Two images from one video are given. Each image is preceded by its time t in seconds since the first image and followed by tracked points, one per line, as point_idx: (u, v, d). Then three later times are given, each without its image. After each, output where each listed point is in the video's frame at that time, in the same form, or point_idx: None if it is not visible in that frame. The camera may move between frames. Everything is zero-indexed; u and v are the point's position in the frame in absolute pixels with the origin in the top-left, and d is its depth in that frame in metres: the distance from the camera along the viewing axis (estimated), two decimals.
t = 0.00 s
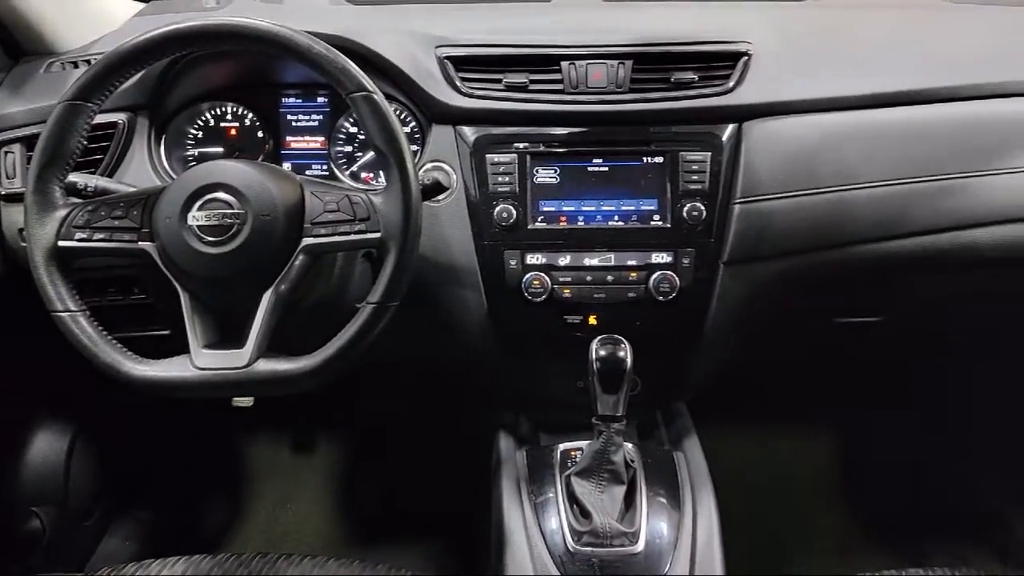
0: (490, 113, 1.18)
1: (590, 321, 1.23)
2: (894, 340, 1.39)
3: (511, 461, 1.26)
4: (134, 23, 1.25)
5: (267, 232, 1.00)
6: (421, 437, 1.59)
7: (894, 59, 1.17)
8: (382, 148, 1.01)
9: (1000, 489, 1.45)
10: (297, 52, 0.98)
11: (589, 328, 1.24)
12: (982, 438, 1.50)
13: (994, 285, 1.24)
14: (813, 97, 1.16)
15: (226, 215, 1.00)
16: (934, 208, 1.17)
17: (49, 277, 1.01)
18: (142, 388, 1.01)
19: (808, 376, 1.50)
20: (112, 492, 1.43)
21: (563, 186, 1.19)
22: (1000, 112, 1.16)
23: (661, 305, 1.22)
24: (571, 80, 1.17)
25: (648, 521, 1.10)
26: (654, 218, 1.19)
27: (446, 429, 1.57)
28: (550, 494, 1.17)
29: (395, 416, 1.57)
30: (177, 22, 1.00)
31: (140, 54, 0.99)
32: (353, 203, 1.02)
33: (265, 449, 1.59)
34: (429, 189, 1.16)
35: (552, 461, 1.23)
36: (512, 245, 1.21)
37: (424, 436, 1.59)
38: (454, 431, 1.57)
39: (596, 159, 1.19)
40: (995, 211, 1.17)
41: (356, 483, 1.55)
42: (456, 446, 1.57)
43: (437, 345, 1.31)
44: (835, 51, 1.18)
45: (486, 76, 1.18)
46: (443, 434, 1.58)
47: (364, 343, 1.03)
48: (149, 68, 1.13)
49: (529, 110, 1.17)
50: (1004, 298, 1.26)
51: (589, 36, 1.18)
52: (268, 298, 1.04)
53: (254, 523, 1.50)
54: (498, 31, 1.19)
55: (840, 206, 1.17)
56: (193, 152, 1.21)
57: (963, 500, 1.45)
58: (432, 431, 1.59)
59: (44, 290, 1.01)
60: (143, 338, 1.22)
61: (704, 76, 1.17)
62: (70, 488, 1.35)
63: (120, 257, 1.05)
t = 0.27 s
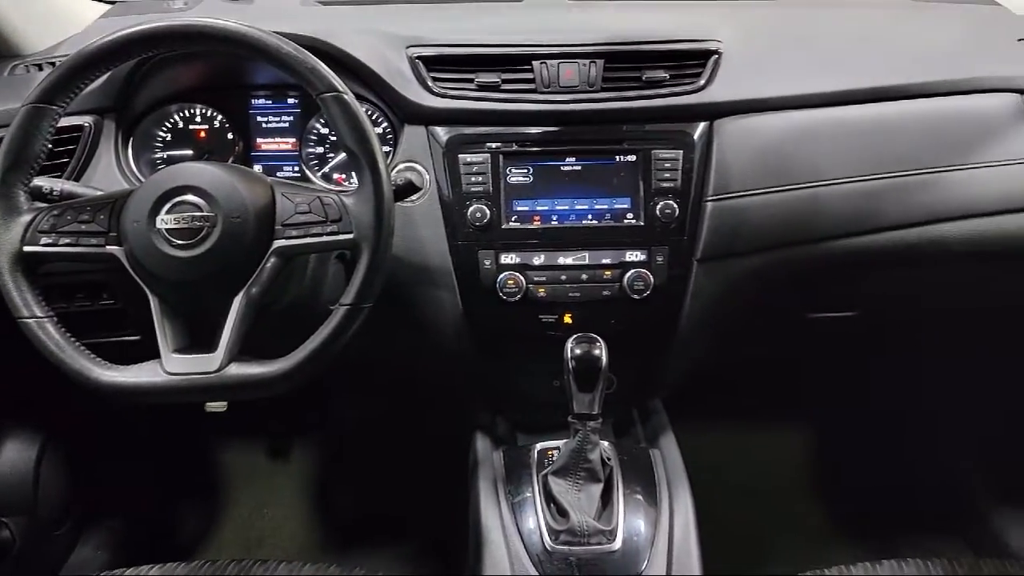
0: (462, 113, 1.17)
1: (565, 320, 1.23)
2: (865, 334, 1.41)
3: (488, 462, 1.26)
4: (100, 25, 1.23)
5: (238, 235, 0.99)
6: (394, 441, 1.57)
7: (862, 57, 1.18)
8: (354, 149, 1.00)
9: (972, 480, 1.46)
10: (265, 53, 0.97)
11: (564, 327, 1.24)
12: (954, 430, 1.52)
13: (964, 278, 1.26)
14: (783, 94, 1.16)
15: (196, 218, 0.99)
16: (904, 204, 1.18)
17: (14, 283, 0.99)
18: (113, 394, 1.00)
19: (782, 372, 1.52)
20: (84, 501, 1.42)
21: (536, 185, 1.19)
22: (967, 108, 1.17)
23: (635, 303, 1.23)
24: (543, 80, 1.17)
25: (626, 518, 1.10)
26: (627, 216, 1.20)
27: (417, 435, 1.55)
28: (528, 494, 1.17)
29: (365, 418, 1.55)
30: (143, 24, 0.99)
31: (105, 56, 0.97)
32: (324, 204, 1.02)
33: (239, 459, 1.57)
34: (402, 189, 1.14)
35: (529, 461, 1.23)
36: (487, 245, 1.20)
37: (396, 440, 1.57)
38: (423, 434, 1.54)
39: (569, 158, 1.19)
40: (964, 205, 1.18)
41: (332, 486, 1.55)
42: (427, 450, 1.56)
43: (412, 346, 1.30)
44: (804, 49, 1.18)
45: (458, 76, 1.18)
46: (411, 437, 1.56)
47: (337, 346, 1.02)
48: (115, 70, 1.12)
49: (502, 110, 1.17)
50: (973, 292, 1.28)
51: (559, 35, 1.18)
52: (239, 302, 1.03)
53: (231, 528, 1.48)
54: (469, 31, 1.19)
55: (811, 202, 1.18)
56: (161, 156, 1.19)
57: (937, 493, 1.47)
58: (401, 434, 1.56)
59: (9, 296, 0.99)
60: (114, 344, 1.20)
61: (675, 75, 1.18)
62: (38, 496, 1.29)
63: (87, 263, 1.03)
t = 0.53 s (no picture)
0: (435, 114, 1.17)
1: (541, 320, 1.23)
2: (838, 331, 1.42)
3: (465, 463, 1.26)
4: (67, 27, 1.22)
5: (210, 238, 0.99)
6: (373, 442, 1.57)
7: (831, 56, 1.19)
8: (326, 152, 1.00)
9: (945, 474, 1.48)
10: (235, 55, 0.97)
11: (540, 327, 1.24)
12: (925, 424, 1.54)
13: (933, 273, 1.26)
14: (754, 93, 1.17)
15: (166, 221, 0.98)
16: (874, 201, 1.19)
17: None
18: (85, 401, 0.99)
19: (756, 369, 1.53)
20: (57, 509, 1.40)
21: (511, 186, 1.19)
22: (933, 106, 1.18)
23: (610, 302, 1.23)
24: (516, 80, 1.17)
25: (603, 516, 1.11)
26: (601, 216, 1.20)
27: (393, 436, 1.55)
28: (505, 494, 1.17)
29: (344, 419, 1.57)
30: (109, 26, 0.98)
31: (71, 59, 0.96)
32: (296, 207, 1.01)
33: (215, 464, 1.56)
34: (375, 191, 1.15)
35: (507, 462, 1.23)
36: (462, 246, 1.20)
37: (373, 441, 1.58)
38: (400, 435, 1.55)
39: (543, 158, 1.20)
40: (931, 203, 1.19)
41: (310, 489, 1.54)
42: (403, 452, 1.56)
43: (387, 348, 1.30)
44: (774, 48, 1.20)
45: (430, 77, 1.18)
46: (386, 438, 1.56)
47: (312, 349, 1.02)
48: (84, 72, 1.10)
49: (475, 110, 1.17)
50: (942, 288, 1.30)
51: (532, 36, 1.18)
52: (212, 306, 1.02)
53: (207, 535, 1.47)
54: (441, 32, 1.19)
55: (782, 200, 1.19)
56: (131, 159, 1.18)
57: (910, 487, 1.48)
58: (378, 435, 1.56)
59: None
60: (85, 351, 1.19)
61: (647, 75, 1.18)
62: (10, 501, 1.25)
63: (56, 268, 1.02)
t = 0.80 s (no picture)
0: (409, 116, 1.17)
1: (518, 320, 1.24)
2: (813, 327, 1.43)
3: (445, 465, 1.26)
4: (36, 30, 1.20)
5: (184, 243, 0.98)
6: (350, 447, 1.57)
7: (803, 55, 1.20)
8: (301, 155, 1.00)
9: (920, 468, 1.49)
10: (207, 58, 0.96)
11: (517, 327, 1.24)
12: (901, 419, 1.55)
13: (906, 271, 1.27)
14: (727, 92, 1.18)
15: (139, 226, 0.97)
16: (848, 198, 1.20)
17: None
18: (57, 409, 0.98)
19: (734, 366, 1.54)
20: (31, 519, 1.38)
21: (487, 187, 1.19)
22: (903, 104, 1.19)
23: (588, 302, 1.23)
24: (490, 82, 1.17)
25: (582, 516, 1.11)
26: (578, 216, 1.20)
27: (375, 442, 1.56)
28: (485, 495, 1.16)
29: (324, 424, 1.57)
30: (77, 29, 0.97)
31: (40, 62, 0.95)
32: (271, 210, 1.00)
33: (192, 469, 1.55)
34: (351, 192, 1.15)
35: (486, 463, 1.23)
36: (438, 248, 1.20)
37: (352, 446, 1.57)
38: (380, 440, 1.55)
39: (519, 159, 1.20)
40: (901, 201, 1.20)
41: (289, 494, 1.53)
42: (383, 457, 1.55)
43: (365, 350, 1.29)
44: (747, 48, 1.20)
45: (405, 79, 1.17)
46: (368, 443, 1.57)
47: (288, 353, 1.01)
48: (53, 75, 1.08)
49: (450, 112, 1.17)
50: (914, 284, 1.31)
51: (506, 37, 1.18)
52: (186, 311, 1.01)
53: (185, 542, 1.46)
54: (415, 33, 1.18)
55: (756, 199, 1.19)
56: (102, 164, 1.17)
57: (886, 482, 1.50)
58: (359, 440, 1.57)
59: None
60: (57, 358, 1.18)
61: (622, 75, 1.19)
62: None
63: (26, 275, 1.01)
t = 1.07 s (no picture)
0: (383, 116, 1.16)
1: (495, 320, 1.24)
2: (789, 323, 1.44)
3: (423, 467, 1.25)
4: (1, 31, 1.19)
5: (155, 246, 0.97)
6: (326, 450, 1.54)
7: (775, 53, 1.21)
8: (273, 155, 0.99)
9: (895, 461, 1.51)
10: (176, 58, 0.95)
11: (494, 327, 1.24)
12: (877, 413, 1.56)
13: (881, 267, 1.28)
14: (700, 90, 1.18)
15: (108, 229, 0.96)
16: (822, 194, 1.20)
17: None
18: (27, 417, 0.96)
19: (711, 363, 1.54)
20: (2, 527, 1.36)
21: (462, 186, 1.19)
22: (875, 100, 1.20)
23: (564, 301, 1.23)
24: (464, 81, 1.17)
25: (562, 514, 1.11)
26: (553, 215, 1.20)
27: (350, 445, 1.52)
28: (465, 496, 1.16)
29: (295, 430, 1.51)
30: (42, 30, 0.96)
31: (5, 63, 0.94)
32: (243, 211, 0.99)
33: (168, 475, 1.52)
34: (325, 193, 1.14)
35: (464, 464, 1.22)
36: (414, 248, 1.20)
37: (328, 449, 1.54)
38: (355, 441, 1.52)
39: (494, 158, 1.19)
40: (873, 197, 1.20)
41: (267, 498, 1.51)
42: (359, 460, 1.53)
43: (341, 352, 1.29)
44: (719, 46, 1.21)
45: (378, 78, 1.17)
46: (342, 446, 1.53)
47: (263, 355, 1.01)
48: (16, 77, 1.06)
49: (424, 111, 1.16)
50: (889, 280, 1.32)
51: (479, 36, 1.18)
52: (158, 315, 1.00)
53: (162, 549, 1.44)
54: (388, 33, 1.18)
55: (729, 196, 1.20)
56: (70, 167, 1.15)
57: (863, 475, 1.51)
58: (335, 443, 1.54)
59: None
60: (27, 364, 1.16)
61: (595, 73, 1.19)
62: None
63: None
